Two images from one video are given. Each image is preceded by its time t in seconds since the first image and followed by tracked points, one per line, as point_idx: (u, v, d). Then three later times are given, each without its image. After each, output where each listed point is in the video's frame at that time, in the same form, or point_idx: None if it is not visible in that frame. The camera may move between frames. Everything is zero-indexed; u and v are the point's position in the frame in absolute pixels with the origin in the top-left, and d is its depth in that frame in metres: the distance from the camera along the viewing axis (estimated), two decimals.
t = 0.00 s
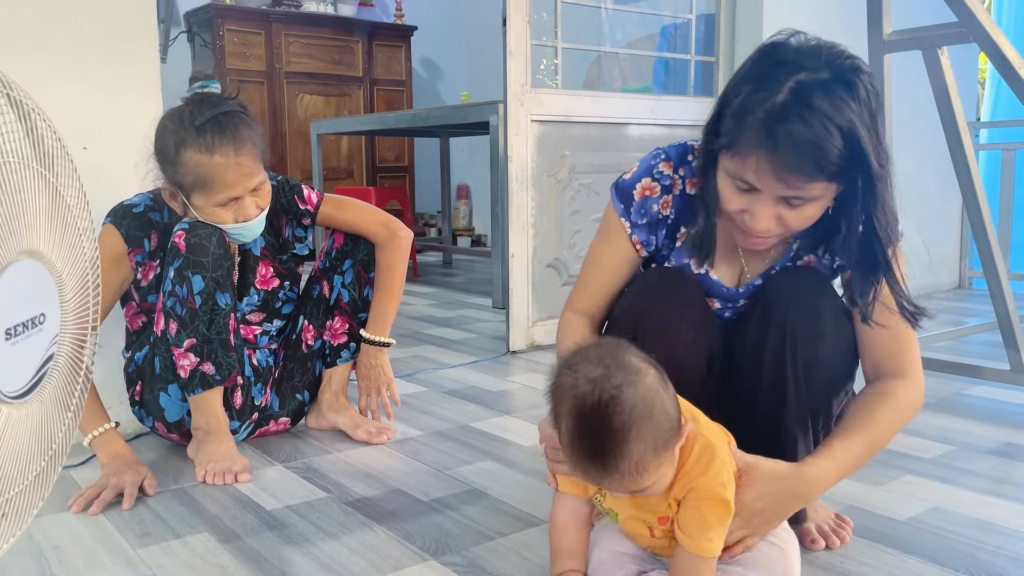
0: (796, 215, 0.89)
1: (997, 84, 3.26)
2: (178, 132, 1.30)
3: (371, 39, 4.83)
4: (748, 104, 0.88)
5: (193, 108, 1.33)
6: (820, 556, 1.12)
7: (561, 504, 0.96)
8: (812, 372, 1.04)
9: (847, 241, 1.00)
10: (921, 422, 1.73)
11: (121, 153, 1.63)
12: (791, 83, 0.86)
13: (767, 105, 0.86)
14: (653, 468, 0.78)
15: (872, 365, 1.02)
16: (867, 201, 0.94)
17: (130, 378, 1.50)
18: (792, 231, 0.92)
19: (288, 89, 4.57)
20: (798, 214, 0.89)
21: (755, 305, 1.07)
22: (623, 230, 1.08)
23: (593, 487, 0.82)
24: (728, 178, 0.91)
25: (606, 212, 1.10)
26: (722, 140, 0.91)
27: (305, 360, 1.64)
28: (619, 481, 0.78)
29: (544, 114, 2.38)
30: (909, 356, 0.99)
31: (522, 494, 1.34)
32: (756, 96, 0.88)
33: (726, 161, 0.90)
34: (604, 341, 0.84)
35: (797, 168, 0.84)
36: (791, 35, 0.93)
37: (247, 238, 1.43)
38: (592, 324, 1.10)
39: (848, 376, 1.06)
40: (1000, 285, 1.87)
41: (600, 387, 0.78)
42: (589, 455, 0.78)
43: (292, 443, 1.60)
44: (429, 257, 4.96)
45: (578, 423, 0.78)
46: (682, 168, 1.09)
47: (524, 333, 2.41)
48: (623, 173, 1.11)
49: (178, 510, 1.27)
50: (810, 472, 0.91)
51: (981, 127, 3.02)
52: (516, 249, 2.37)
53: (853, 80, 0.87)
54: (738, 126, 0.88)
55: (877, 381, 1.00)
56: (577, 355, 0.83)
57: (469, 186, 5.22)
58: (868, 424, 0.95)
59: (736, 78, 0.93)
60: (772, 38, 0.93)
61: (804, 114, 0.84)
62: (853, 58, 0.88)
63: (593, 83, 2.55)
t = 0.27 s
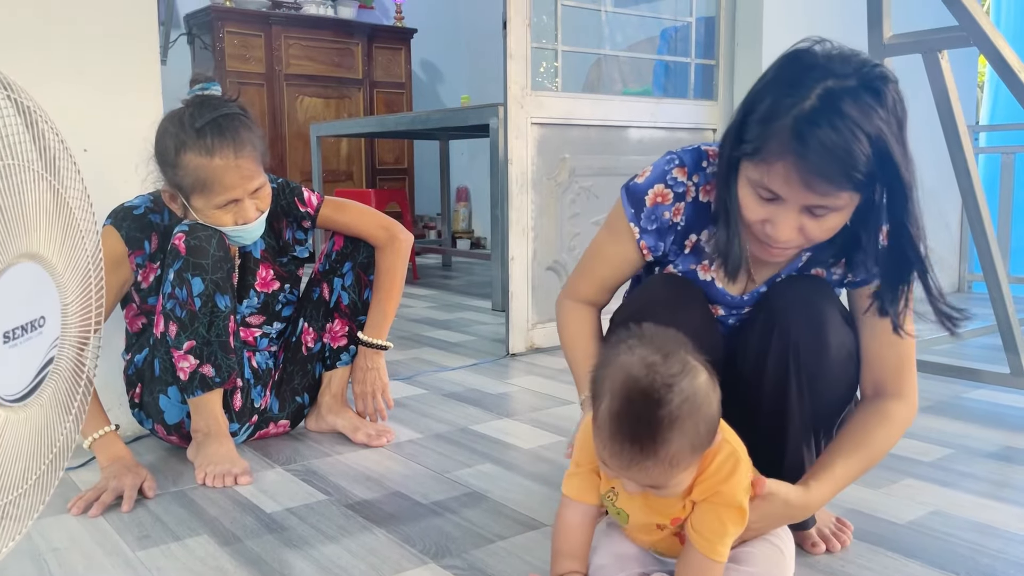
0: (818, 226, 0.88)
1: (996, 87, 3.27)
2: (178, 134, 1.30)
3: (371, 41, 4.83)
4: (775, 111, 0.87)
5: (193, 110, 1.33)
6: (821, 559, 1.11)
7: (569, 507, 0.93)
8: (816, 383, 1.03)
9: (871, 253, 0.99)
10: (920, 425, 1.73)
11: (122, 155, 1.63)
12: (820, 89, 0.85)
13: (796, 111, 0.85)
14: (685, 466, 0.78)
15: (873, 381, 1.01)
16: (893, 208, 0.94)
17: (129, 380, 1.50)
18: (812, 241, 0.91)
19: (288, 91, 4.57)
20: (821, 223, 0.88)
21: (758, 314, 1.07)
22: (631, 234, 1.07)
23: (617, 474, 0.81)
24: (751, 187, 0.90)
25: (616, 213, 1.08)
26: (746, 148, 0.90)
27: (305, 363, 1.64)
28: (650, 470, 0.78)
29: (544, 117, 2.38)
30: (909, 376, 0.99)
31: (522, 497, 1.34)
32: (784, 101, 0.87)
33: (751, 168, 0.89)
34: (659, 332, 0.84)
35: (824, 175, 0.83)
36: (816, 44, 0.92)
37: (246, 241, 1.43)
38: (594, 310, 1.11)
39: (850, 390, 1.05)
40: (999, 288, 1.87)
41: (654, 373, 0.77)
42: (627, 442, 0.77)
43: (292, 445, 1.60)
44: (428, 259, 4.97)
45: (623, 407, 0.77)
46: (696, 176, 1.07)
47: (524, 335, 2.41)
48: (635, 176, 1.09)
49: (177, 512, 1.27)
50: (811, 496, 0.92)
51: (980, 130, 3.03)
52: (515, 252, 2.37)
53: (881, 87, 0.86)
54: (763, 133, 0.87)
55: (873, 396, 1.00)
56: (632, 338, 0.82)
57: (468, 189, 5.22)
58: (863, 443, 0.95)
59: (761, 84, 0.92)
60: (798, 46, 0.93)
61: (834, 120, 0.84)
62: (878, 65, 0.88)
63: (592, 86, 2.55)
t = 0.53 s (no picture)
0: (832, 243, 0.87)
1: (994, 91, 3.28)
2: (181, 138, 1.31)
3: (371, 44, 4.84)
4: (793, 125, 0.86)
5: (196, 114, 1.33)
6: (819, 564, 1.12)
7: (571, 510, 0.93)
8: (814, 395, 1.04)
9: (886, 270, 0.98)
10: (919, 429, 1.73)
11: (122, 158, 1.63)
12: (840, 104, 0.85)
13: (816, 125, 0.85)
14: (696, 480, 0.79)
15: (872, 393, 1.02)
16: (905, 224, 0.94)
17: (129, 383, 1.50)
18: (825, 257, 0.90)
19: (288, 94, 4.58)
20: (836, 240, 0.87)
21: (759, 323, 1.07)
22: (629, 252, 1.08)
23: (626, 483, 0.81)
24: (764, 201, 0.89)
25: (612, 230, 1.09)
26: (761, 161, 0.89)
27: (304, 366, 1.64)
28: (661, 482, 0.78)
29: (543, 120, 2.38)
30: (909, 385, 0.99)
31: (521, 501, 1.34)
32: (804, 115, 0.86)
33: (766, 181, 0.88)
34: (679, 345, 0.85)
35: (845, 191, 0.83)
36: (830, 57, 0.92)
37: (247, 244, 1.44)
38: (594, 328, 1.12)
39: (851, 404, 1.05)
40: (998, 292, 1.87)
41: (673, 385, 0.78)
42: (641, 451, 0.77)
43: (291, 448, 1.60)
44: (428, 262, 4.97)
45: (640, 416, 0.77)
46: (693, 194, 1.06)
47: (524, 338, 2.42)
48: (632, 197, 1.09)
49: (176, 515, 1.27)
50: (807, 504, 0.93)
51: (979, 134, 3.03)
52: (515, 255, 2.37)
53: (901, 103, 0.86)
54: (782, 146, 0.86)
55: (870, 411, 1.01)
56: (652, 350, 0.83)
57: (468, 192, 5.23)
58: (860, 453, 0.96)
59: (777, 96, 0.91)
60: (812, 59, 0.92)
61: (855, 135, 0.83)
62: (895, 79, 0.88)
63: (592, 89, 2.55)
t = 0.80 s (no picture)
0: (831, 260, 0.88)
1: (994, 95, 3.29)
2: (182, 140, 1.31)
3: (372, 46, 4.84)
4: (796, 141, 0.86)
5: (197, 116, 1.33)
6: (818, 568, 1.12)
7: (565, 512, 0.94)
8: (809, 405, 1.04)
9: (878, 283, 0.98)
10: (919, 433, 1.73)
11: (122, 160, 1.63)
12: (843, 120, 0.85)
13: (819, 142, 0.85)
14: (679, 472, 0.79)
15: (867, 401, 1.03)
16: (902, 240, 0.93)
17: (129, 385, 1.50)
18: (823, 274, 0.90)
19: (289, 96, 4.58)
20: (834, 258, 0.87)
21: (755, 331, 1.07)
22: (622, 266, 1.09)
23: (610, 476, 0.81)
24: (763, 217, 0.89)
25: (606, 245, 1.10)
26: (761, 177, 0.89)
27: (304, 368, 1.64)
28: (644, 473, 0.78)
29: (543, 123, 2.39)
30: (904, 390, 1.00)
31: (520, 504, 1.34)
32: (806, 130, 0.86)
33: (766, 198, 0.88)
34: (667, 339, 0.85)
35: (847, 210, 0.83)
36: (833, 73, 0.92)
37: (247, 247, 1.44)
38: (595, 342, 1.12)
39: (847, 411, 1.05)
40: (998, 297, 1.87)
41: (657, 376, 0.78)
42: (625, 443, 0.77)
43: (291, 451, 1.60)
44: (428, 264, 4.97)
45: (624, 407, 0.77)
46: (685, 208, 1.07)
47: (523, 341, 2.42)
48: (625, 209, 1.09)
49: (175, 517, 1.27)
50: (793, 497, 0.93)
51: (979, 138, 3.03)
52: (515, 258, 2.37)
53: (903, 122, 0.87)
54: (784, 162, 0.86)
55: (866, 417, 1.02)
56: (639, 344, 0.83)
57: (467, 194, 5.23)
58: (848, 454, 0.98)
59: (780, 110, 0.91)
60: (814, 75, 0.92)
61: (859, 153, 0.83)
62: (897, 97, 0.88)
63: (592, 92, 2.55)
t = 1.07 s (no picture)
0: (821, 264, 0.87)
1: (994, 98, 3.29)
2: (183, 142, 1.31)
3: (372, 48, 4.85)
4: (784, 147, 0.86)
5: (198, 118, 1.33)
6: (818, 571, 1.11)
7: (557, 512, 0.93)
8: (803, 412, 1.04)
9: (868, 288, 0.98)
10: (919, 437, 1.73)
11: (123, 162, 1.63)
12: (831, 126, 0.85)
13: (807, 148, 0.85)
14: (651, 466, 0.78)
15: (861, 407, 1.03)
16: (894, 247, 0.92)
17: (129, 386, 1.50)
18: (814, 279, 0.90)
19: (289, 97, 4.58)
20: (823, 263, 0.87)
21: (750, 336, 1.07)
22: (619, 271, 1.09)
23: (586, 472, 0.82)
24: (752, 222, 0.89)
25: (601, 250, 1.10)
26: (751, 182, 0.89)
27: (304, 370, 1.64)
28: (615, 467, 0.78)
29: (544, 125, 2.39)
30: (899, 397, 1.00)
31: (520, 506, 1.34)
32: (795, 137, 0.86)
33: (755, 203, 0.88)
34: (640, 334, 0.85)
35: (835, 216, 0.83)
36: (823, 79, 0.92)
37: (247, 248, 1.44)
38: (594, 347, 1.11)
39: (842, 416, 1.05)
40: (998, 301, 1.87)
41: (623, 370, 0.78)
42: (593, 435, 0.78)
43: (290, 452, 1.60)
44: (427, 266, 4.97)
45: (590, 400, 0.78)
46: (679, 212, 1.06)
47: (523, 343, 2.42)
48: (619, 213, 1.09)
49: (175, 519, 1.27)
50: (783, 496, 0.93)
51: (979, 142, 3.04)
52: (515, 260, 2.37)
53: (892, 128, 0.86)
54: (772, 167, 0.86)
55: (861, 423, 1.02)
56: (612, 339, 0.84)
57: (468, 196, 5.23)
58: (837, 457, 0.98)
59: (771, 114, 0.91)
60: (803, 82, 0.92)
61: (846, 159, 0.83)
62: (886, 103, 0.88)
63: (592, 95, 2.55)
